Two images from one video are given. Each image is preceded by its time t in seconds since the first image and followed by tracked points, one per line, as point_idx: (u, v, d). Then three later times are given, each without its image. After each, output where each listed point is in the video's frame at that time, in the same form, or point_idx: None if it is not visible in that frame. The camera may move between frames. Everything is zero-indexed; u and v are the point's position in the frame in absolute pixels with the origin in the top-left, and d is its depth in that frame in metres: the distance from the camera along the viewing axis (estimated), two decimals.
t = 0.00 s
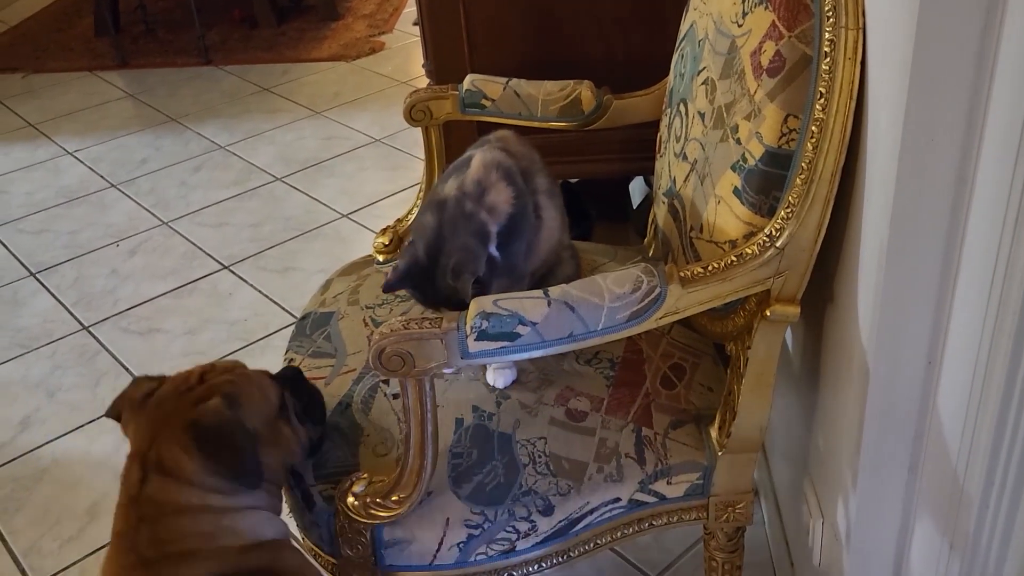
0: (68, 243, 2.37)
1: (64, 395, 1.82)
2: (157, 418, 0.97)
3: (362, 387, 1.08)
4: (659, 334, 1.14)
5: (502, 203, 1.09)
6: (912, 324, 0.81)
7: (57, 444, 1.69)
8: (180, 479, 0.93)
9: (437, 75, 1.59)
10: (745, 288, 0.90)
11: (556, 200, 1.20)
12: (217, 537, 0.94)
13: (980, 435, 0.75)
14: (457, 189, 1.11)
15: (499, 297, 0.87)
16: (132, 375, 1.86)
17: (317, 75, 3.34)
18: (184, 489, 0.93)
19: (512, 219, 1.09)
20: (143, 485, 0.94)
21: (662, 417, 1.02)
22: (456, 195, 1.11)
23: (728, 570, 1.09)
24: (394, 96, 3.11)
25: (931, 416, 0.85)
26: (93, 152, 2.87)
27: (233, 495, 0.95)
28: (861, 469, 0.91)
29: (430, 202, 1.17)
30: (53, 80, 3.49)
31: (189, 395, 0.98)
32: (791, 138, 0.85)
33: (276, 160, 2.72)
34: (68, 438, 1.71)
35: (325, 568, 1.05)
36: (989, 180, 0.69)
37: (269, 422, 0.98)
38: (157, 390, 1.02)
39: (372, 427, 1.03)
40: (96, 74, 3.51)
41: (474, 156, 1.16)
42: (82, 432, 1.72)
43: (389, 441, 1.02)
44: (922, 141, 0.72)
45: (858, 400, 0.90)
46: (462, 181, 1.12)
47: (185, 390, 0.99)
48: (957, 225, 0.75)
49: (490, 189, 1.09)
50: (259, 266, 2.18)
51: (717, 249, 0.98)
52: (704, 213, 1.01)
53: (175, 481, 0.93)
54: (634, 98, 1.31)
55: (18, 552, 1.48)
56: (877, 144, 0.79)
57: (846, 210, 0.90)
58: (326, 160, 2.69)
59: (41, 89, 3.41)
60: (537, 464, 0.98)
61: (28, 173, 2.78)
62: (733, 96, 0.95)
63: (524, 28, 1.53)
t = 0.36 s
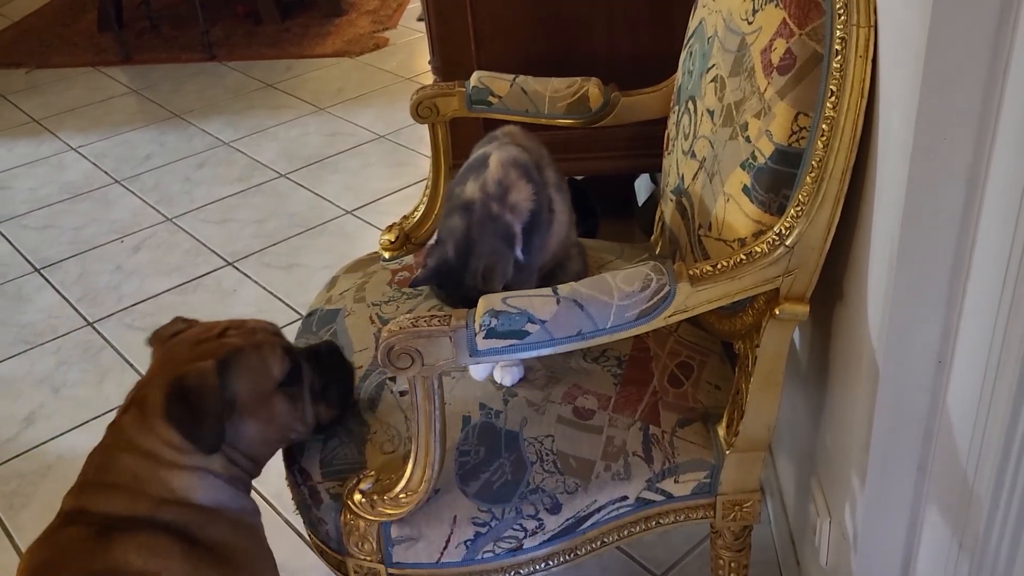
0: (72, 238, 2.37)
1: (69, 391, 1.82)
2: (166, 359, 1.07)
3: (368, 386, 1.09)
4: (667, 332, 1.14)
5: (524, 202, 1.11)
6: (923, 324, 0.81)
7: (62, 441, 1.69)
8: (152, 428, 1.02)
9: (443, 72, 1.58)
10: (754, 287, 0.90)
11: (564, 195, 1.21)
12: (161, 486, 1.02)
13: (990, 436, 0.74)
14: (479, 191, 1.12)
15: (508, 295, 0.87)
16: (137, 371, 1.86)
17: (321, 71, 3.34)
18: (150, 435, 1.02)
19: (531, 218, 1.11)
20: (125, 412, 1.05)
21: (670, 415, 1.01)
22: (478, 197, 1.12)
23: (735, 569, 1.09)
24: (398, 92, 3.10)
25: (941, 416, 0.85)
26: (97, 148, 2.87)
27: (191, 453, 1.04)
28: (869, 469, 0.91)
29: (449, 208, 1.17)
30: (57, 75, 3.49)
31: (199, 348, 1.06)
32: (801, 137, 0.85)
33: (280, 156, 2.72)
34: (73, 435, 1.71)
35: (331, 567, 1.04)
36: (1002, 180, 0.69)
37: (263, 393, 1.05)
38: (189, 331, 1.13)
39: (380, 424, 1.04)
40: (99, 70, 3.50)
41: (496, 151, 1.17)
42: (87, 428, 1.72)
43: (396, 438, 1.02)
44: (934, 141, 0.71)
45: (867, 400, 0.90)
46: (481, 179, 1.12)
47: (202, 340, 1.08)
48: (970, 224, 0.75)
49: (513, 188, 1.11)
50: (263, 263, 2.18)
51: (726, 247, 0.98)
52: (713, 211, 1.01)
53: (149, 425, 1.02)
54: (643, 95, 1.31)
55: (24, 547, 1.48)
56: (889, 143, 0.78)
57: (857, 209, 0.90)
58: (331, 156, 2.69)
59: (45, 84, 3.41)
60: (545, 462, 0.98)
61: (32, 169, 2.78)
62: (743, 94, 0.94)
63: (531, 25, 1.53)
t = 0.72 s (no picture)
0: (75, 236, 2.37)
1: (71, 389, 1.81)
2: (252, 332, 1.03)
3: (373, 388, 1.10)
4: (674, 332, 1.14)
5: (538, 205, 1.10)
6: (934, 324, 0.80)
7: (65, 439, 1.69)
8: (232, 403, 0.97)
9: (448, 69, 1.58)
10: (764, 287, 0.89)
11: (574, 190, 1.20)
12: (223, 471, 0.99)
13: (1003, 437, 0.74)
14: (493, 200, 1.10)
15: (516, 294, 0.87)
16: (140, 369, 1.85)
17: (324, 69, 3.33)
18: (230, 413, 0.98)
19: (549, 219, 1.11)
20: (209, 382, 1.01)
21: (677, 416, 1.01)
22: (493, 206, 1.10)
23: (741, 569, 1.08)
24: (401, 90, 3.10)
25: (951, 418, 0.85)
26: (99, 146, 2.87)
27: (264, 439, 0.98)
28: (879, 470, 0.90)
29: (468, 224, 1.12)
30: (59, 72, 3.48)
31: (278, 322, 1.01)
32: (812, 136, 0.84)
33: (283, 154, 2.71)
34: (75, 433, 1.70)
35: (337, 567, 1.04)
36: (1016, 180, 0.68)
37: (336, 363, 0.98)
38: (274, 306, 1.07)
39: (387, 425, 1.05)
40: (101, 67, 3.50)
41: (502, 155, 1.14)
42: (90, 426, 1.71)
43: (403, 439, 1.03)
44: (948, 140, 0.71)
45: (877, 400, 0.89)
46: (492, 188, 1.11)
47: (284, 314, 1.03)
48: (982, 224, 0.74)
49: (526, 193, 1.10)
50: (266, 261, 2.17)
51: (734, 246, 0.97)
52: (722, 211, 1.00)
53: (230, 402, 0.98)
54: (649, 93, 1.30)
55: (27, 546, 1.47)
56: (901, 142, 0.78)
57: (866, 209, 0.89)
58: (333, 154, 2.68)
59: (47, 82, 3.41)
60: (552, 463, 0.97)
61: (35, 166, 2.77)
62: (752, 93, 0.94)
63: (536, 23, 1.52)
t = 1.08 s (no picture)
0: (75, 234, 2.36)
1: (71, 387, 1.81)
2: (278, 328, 1.02)
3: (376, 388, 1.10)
4: (675, 330, 1.14)
5: (546, 208, 1.10)
6: (937, 322, 0.80)
7: (65, 436, 1.69)
8: (241, 396, 0.96)
9: (449, 67, 1.57)
10: (766, 285, 0.89)
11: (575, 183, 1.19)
12: (222, 463, 0.99)
13: (1007, 435, 0.73)
14: (502, 207, 1.11)
15: (518, 292, 0.86)
16: (140, 367, 1.85)
17: (323, 66, 3.33)
18: (239, 406, 0.97)
19: (557, 221, 1.12)
20: (229, 371, 1.01)
21: (678, 414, 1.01)
22: (505, 214, 1.10)
23: (743, 568, 1.08)
24: (401, 88, 3.09)
25: (954, 417, 0.84)
26: (99, 143, 2.86)
27: (264, 435, 0.97)
28: (881, 468, 0.90)
29: (480, 233, 1.10)
30: (58, 69, 3.48)
31: (301, 318, 1.01)
32: (815, 133, 0.84)
33: (283, 152, 2.71)
34: (75, 431, 1.70)
35: (337, 565, 1.04)
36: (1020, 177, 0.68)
37: (358, 364, 0.98)
38: (297, 302, 1.07)
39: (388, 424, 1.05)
40: (100, 64, 3.49)
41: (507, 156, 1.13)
42: (90, 424, 1.71)
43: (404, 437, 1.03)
44: (952, 137, 0.70)
45: (879, 399, 0.89)
46: (501, 194, 1.11)
47: (307, 310, 1.03)
48: (986, 222, 0.74)
49: (534, 197, 1.10)
50: (266, 258, 2.17)
51: (736, 245, 0.97)
52: (723, 209, 1.00)
53: (239, 393, 0.96)
54: (650, 91, 1.30)
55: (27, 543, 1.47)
56: (904, 139, 0.77)
57: (869, 207, 0.89)
58: (333, 152, 2.68)
59: (46, 79, 3.40)
60: (553, 461, 0.97)
61: (34, 164, 2.76)
62: (755, 90, 0.93)
63: (537, 21, 1.52)
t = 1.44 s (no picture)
0: (75, 230, 2.36)
1: (71, 384, 1.81)
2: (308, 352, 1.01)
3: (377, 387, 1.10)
4: (676, 329, 1.13)
5: (545, 203, 1.11)
6: (940, 320, 0.80)
7: (65, 434, 1.68)
8: (268, 410, 0.97)
9: (450, 64, 1.57)
10: (769, 283, 0.89)
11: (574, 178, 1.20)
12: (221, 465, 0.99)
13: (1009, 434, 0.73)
14: (502, 203, 1.11)
15: (520, 290, 0.86)
16: (140, 364, 1.85)
17: (323, 63, 3.32)
18: (263, 416, 0.97)
19: (555, 215, 1.12)
20: (253, 382, 1.01)
21: (680, 412, 1.00)
22: (505, 211, 1.11)
23: (744, 566, 1.08)
24: (401, 85, 3.09)
25: (956, 415, 0.84)
26: (99, 140, 2.86)
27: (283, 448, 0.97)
28: (883, 467, 0.90)
29: (481, 230, 1.10)
30: (58, 66, 3.47)
31: (328, 340, 1.01)
32: (817, 131, 0.84)
33: (283, 149, 2.71)
34: (75, 428, 1.70)
35: (338, 562, 1.04)
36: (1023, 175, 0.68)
37: (392, 383, 0.96)
38: (319, 322, 1.06)
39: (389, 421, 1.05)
40: (100, 61, 3.49)
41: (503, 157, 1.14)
42: (91, 421, 1.71)
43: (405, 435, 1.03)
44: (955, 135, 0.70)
45: (881, 397, 0.89)
46: (500, 191, 1.12)
47: (332, 332, 1.02)
48: (989, 220, 0.74)
49: (533, 192, 1.11)
50: (266, 256, 2.17)
51: (738, 243, 0.97)
52: (725, 207, 1.00)
53: (265, 406, 0.97)
54: (652, 89, 1.30)
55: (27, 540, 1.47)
56: (908, 137, 0.77)
57: (872, 205, 0.89)
58: (334, 149, 2.67)
59: (46, 75, 3.39)
60: (554, 459, 0.97)
61: (34, 160, 2.76)
62: (757, 88, 0.93)
63: (538, 18, 1.51)
